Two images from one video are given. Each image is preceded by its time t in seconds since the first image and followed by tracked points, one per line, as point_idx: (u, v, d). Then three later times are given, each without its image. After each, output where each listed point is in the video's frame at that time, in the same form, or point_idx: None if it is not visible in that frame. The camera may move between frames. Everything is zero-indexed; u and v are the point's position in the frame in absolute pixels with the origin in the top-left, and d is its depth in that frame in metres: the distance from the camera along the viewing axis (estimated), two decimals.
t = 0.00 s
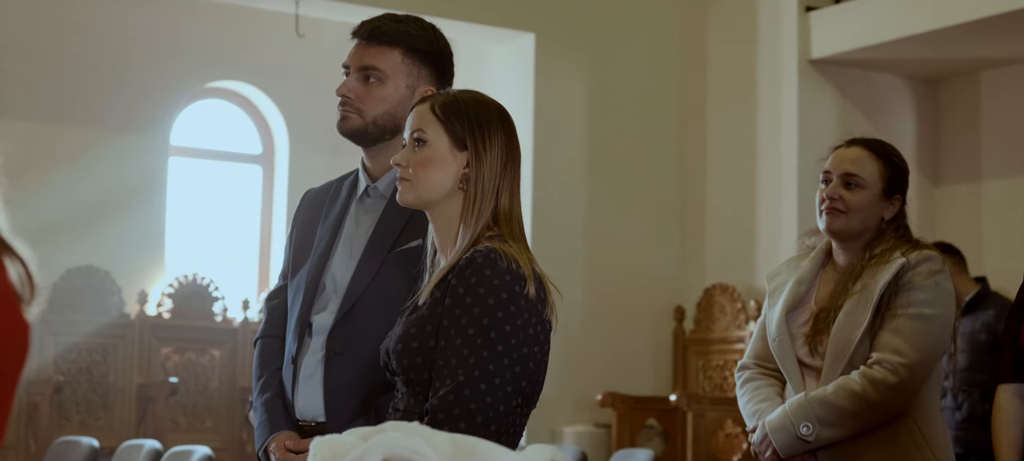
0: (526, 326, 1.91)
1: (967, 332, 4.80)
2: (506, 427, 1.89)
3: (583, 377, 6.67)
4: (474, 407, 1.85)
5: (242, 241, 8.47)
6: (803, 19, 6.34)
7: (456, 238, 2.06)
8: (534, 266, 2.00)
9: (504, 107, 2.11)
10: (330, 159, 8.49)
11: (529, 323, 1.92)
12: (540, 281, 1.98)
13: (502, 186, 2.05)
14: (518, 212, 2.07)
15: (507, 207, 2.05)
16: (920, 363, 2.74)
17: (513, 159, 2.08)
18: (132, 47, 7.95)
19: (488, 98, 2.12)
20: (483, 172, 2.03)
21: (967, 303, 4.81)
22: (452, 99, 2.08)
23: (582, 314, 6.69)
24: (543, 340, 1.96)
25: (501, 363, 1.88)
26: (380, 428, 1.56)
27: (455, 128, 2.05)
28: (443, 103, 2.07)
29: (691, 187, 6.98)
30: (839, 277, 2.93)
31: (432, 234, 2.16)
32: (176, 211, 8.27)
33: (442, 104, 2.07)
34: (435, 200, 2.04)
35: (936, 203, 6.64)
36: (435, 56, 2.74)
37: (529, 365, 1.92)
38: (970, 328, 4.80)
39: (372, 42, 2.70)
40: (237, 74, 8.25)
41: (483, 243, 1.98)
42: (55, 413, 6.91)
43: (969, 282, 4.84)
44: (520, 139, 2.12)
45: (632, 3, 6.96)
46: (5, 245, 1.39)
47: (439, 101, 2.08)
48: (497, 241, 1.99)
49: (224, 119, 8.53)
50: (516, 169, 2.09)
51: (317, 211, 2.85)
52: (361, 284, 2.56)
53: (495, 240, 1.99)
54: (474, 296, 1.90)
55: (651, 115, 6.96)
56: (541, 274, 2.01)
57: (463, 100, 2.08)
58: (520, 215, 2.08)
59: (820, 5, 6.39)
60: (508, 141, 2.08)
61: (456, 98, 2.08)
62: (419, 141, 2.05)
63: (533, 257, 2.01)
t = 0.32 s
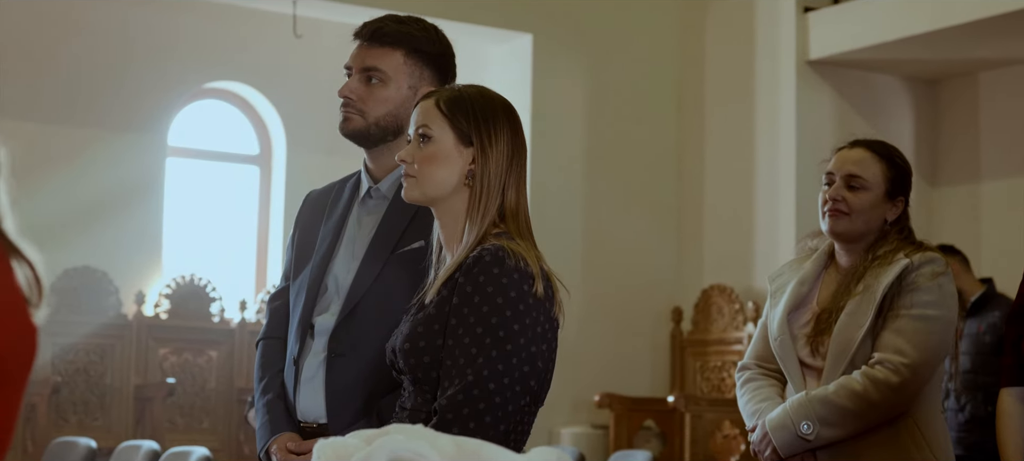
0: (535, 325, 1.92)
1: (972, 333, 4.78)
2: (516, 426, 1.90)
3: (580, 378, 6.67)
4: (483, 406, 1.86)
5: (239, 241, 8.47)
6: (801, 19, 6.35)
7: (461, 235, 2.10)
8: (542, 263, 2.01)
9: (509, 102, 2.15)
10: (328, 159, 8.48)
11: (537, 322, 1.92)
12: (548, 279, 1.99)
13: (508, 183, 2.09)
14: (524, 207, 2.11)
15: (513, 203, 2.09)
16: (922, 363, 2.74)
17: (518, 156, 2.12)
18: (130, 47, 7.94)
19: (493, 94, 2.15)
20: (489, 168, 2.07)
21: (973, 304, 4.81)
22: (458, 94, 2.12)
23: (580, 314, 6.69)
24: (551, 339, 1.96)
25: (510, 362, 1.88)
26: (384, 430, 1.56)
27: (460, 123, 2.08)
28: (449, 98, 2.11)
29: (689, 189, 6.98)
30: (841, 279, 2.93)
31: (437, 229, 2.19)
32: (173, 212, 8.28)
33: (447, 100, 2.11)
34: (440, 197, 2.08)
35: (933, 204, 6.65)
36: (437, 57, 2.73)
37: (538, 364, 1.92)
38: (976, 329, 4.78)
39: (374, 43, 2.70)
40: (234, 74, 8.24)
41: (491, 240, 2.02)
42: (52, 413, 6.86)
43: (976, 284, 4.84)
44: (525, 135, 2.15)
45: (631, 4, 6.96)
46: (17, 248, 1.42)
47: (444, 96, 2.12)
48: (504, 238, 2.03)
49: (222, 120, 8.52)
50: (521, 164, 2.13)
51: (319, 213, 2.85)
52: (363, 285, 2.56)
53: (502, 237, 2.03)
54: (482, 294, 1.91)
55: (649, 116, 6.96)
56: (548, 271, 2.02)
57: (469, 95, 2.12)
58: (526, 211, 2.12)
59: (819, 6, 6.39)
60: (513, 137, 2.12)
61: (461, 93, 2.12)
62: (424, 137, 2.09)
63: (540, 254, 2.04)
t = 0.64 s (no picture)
0: (556, 324, 1.95)
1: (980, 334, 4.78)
2: (536, 425, 1.93)
3: (590, 379, 6.65)
4: (506, 406, 1.88)
5: (248, 241, 8.47)
6: (811, 20, 6.33)
7: (477, 231, 2.10)
8: (561, 260, 2.04)
9: (523, 97, 2.15)
10: (335, 160, 8.47)
11: (557, 320, 1.95)
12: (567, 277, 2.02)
13: (523, 178, 2.10)
14: (540, 202, 2.12)
15: (529, 198, 2.10)
16: (939, 365, 2.73)
17: (533, 151, 2.13)
18: (139, 47, 7.94)
19: (508, 89, 2.16)
20: (504, 162, 2.07)
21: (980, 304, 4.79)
22: (472, 89, 2.12)
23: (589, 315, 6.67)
24: (570, 337, 1.99)
25: (532, 361, 1.90)
26: (399, 431, 1.53)
27: (474, 118, 2.09)
28: (462, 93, 2.11)
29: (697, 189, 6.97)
30: (858, 280, 2.91)
31: (452, 226, 2.19)
32: (181, 212, 8.27)
33: (461, 94, 2.11)
34: (455, 192, 2.08)
35: (943, 205, 6.64)
36: (452, 58, 2.73)
37: (558, 363, 1.94)
38: (982, 330, 4.78)
39: (390, 43, 2.70)
40: (242, 74, 8.24)
41: (509, 238, 2.03)
42: (62, 414, 6.83)
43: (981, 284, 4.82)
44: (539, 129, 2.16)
45: (639, 4, 6.94)
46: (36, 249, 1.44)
47: (457, 91, 2.13)
48: (522, 235, 2.05)
49: (231, 120, 8.52)
50: (536, 160, 2.14)
51: (332, 214, 2.84)
52: (377, 286, 2.55)
53: (520, 234, 2.04)
54: (504, 293, 1.94)
55: (658, 116, 6.95)
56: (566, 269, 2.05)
57: (483, 90, 2.12)
58: (542, 207, 2.13)
59: (828, 6, 6.37)
60: (528, 132, 2.12)
61: (475, 88, 2.12)
62: (438, 132, 2.09)
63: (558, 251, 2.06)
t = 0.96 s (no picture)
0: (578, 328, 1.96)
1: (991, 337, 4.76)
2: (558, 429, 1.93)
3: (600, 379, 6.63)
4: (531, 412, 1.88)
5: (257, 241, 8.47)
6: (821, 19, 6.31)
7: (491, 230, 2.09)
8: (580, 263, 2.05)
9: (537, 95, 2.15)
10: (344, 160, 8.48)
11: (580, 324, 1.96)
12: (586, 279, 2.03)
13: (538, 176, 2.09)
14: (555, 201, 2.11)
15: (544, 197, 2.09)
16: (956, 367, 2.72)
17: (547, 149, 2.12)
18: (149, 47, 7.94)
19: (521, 87, 2.15)
20: (518, 160, 2.07)
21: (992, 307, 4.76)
22: (485, 88, 2.12)
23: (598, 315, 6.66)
24: (591, 340, 2.00)
25: (556, 366, 1.91)
26: (415, 433, 1.49)
27: (486, 115, 2.08)
28: (475, 91, 2.11)
29: (706, 190, 6.95)
30: (874, 281, 2.90)
31: (465, 226, 2.18)
32: (190, 212, 8.27)
33: (474, 93, 2.11)
34: (468, 191, 2.07)
35: (953, 205, 6.62)
36: (466, 57, 2.72)
37: (581, 367, 1.95)
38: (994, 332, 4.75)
39: (403, 42, 2.69)
40: (251, 74, 8.24)
41: (528, 240, 2.03)
42: (70, 414, 6.82)
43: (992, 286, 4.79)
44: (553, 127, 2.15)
45: (650, 4, 6.92)
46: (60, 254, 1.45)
47: (470, 90, 2.12)
48: (539, 237, 2.04)
49: (239, 120, 8.51)
50: (550, 158, 2.13)
51: (345, 214, 2.83)
52: (394, 288, 2.54)
53: (538, 236, 2.04)
54: (527, 297, 1.94)
55: (667, 116, 6.93)
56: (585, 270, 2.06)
57: (495, 88, 2.12)
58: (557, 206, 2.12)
59: (838, 6, 6.35)
60: (542, 130, 2.11)
61: (487, 86, 2.12)
62: (451, 130, 2.09)
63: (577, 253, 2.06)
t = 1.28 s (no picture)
0: (599, 328, 1.97)
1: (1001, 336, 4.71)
2: (579, 428, 1.94)
3: (611, 379, 6.61)
4: (556, 413, 1.89)
5: (267, 240, 8.48)
6: (831, 19, 6.30)
7: (507, 229, 2.09)
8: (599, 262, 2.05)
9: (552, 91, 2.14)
10: (354, 160, 8.47)
11: (601, 324, 1.97)
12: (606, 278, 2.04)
13: (554, 173, 2.09)
14: (572, 198, 2.11)
15: (561, 194, 2.09)
16: (970, 368, 2.71)
17: (562, 145, 2.11)
18: (158, 47, 7.95)
19: (536, 84, 2.15)
20: (533, 156, 2.06)
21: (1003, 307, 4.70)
22: (500, 85, 2.11)
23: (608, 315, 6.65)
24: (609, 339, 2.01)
25: (580, 366, 1.92)
26: (428, 433, 1.48)
27: (502, 111, 2.08)
28: (489, 88, 2.11)
29: (716, 190, 6.93)
30: (889, 281, 2.88)
31: (480, 224, 2.18)
32: (199, 212, 8.28)
33: (488, 90, 2.11)
34: (484, 189, 2.06)
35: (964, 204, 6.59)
36: (477, 56, 2.72)
37: (601, 366, 1.97)
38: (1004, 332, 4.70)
39: (414, 42, 2.69)
40: (260, 75, 8.24)
41: (547, 239, 2.03)
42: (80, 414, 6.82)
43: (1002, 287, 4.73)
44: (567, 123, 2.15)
45: (660, 4, 6.90)
46: (78, 256, 1.40)
47: (484, 86, 2.12)
48: (558, 236, 2.04)
49: (248, 120, 8.52)
50: (566, 154, 2.12)
51: (356, 214, 2.82)
52: (410, 288, 2.54)
53: (556, 234, 2.04)
54: (550, 297, 1.94)
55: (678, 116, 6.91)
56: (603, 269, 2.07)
57: (510, 85, 2.11)
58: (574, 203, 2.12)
59: (849, 5, 6.33)
60: (557, 126, 2.11)
61: (503, 83, 2.12)
62: (465, 127, 2.08)
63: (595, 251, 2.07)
